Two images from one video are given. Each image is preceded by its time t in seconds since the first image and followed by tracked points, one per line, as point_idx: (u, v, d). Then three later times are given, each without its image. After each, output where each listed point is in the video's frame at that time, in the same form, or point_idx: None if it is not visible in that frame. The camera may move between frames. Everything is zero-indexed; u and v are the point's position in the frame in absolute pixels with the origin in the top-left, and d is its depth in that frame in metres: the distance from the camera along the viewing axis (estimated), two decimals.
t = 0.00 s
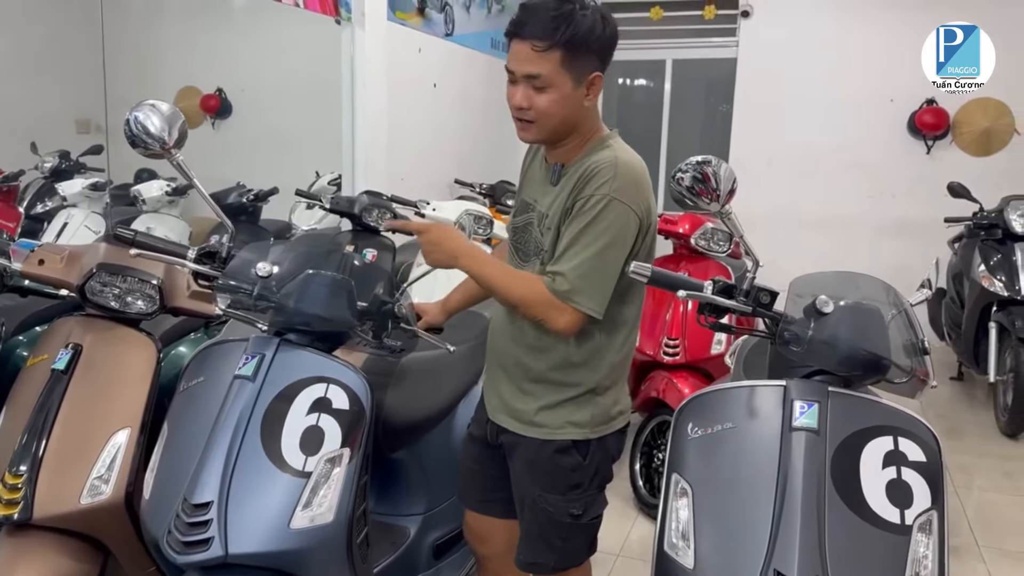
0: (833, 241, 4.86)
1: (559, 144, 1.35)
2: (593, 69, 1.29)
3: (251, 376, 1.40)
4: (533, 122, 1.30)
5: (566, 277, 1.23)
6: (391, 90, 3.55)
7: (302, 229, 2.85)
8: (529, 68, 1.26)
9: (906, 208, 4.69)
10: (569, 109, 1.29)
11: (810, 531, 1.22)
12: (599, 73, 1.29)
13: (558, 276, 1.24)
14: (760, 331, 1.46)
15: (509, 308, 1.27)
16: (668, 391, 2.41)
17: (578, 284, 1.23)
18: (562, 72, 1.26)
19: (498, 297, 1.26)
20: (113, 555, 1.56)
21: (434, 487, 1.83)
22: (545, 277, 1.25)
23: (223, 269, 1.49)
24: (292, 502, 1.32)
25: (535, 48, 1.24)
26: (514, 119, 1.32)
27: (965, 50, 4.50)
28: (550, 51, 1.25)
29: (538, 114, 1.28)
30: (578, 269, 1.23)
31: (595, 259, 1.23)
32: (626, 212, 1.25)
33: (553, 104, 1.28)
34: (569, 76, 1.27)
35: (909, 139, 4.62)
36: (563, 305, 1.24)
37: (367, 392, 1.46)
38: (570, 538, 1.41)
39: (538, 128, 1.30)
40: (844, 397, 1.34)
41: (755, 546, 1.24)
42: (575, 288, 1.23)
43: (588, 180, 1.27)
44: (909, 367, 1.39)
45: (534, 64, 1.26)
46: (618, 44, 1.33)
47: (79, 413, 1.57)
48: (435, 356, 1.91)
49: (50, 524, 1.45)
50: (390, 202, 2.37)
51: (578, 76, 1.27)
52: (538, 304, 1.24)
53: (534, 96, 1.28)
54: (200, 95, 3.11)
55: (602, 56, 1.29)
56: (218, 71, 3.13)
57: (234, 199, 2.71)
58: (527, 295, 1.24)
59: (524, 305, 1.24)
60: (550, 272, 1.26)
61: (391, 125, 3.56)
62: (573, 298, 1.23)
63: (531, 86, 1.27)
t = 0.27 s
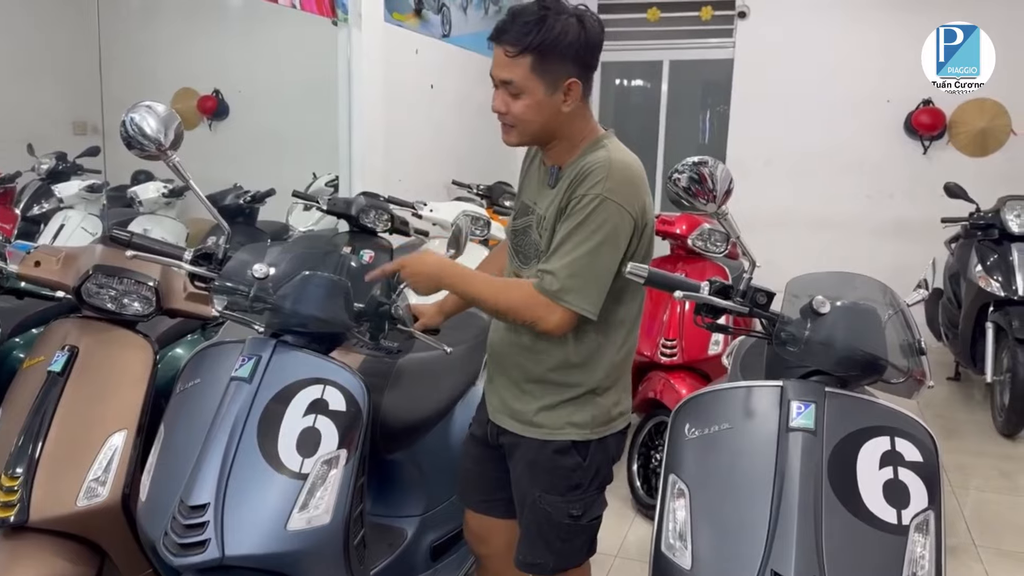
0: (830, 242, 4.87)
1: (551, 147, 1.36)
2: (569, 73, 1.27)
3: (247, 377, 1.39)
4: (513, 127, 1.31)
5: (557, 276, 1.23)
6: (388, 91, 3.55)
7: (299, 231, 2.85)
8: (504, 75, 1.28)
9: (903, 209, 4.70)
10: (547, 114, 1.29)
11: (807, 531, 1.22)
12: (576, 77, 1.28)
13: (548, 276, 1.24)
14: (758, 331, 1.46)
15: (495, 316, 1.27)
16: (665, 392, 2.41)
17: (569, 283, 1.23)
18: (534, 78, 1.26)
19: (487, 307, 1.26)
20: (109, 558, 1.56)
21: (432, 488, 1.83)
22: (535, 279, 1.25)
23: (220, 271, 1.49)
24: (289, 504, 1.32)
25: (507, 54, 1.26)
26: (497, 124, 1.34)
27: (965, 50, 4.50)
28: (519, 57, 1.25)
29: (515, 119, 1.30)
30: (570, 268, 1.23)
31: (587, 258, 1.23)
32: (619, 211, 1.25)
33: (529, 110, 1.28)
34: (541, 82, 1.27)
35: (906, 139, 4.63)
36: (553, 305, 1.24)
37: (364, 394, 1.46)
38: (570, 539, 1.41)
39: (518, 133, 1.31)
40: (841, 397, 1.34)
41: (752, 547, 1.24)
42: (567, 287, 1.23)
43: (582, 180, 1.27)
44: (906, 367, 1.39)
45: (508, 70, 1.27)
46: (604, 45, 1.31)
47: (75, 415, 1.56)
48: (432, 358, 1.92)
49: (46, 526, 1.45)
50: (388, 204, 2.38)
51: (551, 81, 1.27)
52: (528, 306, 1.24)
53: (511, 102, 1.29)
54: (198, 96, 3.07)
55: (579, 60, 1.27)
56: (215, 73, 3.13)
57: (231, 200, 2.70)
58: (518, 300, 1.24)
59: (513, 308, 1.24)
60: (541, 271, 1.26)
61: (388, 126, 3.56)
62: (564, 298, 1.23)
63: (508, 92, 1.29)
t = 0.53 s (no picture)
0: (826, 242, 4.87)
1: (540, 148, 1.36)
2: (560, 71, 1.29)
3: (242, 380, 1.39)
4: (503, 124, 1.31)
5: (546, 277, 1.23)
6: (384, 92, 3.54)
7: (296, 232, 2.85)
8: (495, 70, 1.28)
9: (899, 209, 4.71)
10: (538, 111, 1.29)
11: (803, 532, 1.22)
12: (566, 76, 1.29)
13: (538, 277, 1.24)
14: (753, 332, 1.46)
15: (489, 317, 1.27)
16: (662, 392, 2.41)
17: (558, 284, 1.23)
18: (524, 73, 1.27)
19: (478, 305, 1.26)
20: (104, 559, 1.56)
21: (429, 489, 1.83)
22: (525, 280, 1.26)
23: (215, 272, 1.49)
24: (285, 506, 1.32)
25: (498, 49, 1.27)
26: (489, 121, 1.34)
27: (965, 50, 4.50)
28: (511, 52, 1.26)
29: (505, 116, 1.30)
30: (559, 268, 1.23)
31: (575, 258, 1.23)
32: (606, 210, 1.25)
33: (519, 106, 1.28)
34: (531, 78, 1.27)
35: (902, 140, 4.63)
36: (544, 306, 1.24)
37: (360, 394, 1.46)
38: (571, 539, 1.40)
39: (508, 130, 1.31)
40: (837, 398, 1.34)
41: (748, 548, 1.24)
42: (556, 287, 1.23)
43: (568, 181, 1.27)
44: (901, 368, 1.40)
45: (499, 65, 1.28)
46: (594, 47, 1.32)
47: (71, 417, 1.56)
48: (427, 361, 1.94)
49: (41, 528, 1.45)
50: (385, 205, 2.36)
51: (542, 76, 1.27)
52: (518, 306, 1.24)
53: (501, 98, 1.29)
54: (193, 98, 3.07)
55: (570, 58, 1.28)
56: (212, 74, 3.12)
57: (228, 201, 2.68)
58: (509, 299, 1.24)
59: (505, 308, 1.24)
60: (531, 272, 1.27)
61: (385, 127, 3.56)
62: (553, 298, 1.24)
63: (498, 88, 1.29)
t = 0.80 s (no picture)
0: (824, 243, 4.88)
1: (541, 145, 1.35)
2: (577, 64, 1.30)
3: (240, 381, 1.39)
4: (519, 117, 1.29)
5: (549, 272, 1.23)
6: (381, 93, 3.54)
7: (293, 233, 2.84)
8: (514, 60, 1.27)
9: (897, 210, 4.71)
10: (556, 103, 1.29)
11: (800, 533, 1.22)
12: (583, 69, 1.31)
13: (539, 273, 1.24)
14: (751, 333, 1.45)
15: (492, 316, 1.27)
16: (660, 393, 2.41)
17: (561, 279, 1.23)
18: (548, 63, 1.27)
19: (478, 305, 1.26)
20: (101, 561, 1.55)
21: (426, 491, 1.82)
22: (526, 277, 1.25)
23: (212, 274, 1.48)
24: (283, 507, 1.32)
25: (522, 39, 1.26)
26: (499, 115, 1.31)
27: (965, 50, 4.50)
28: (536, 42, 1.26)
29: (523, 107, 1.28)
30: (560, 264, 1.23)
31: (577, 253, 1.23)
32: (606, 204, 1.25)
33: (540, 96, 1.28)
34: (554, 68, 1.28)
35: (899, 141, 4.64)
36: (547, 303, 1.24)
37: (356, 395, 1.46)
38: (570, 541, 1.41)
39: (524, 123, 1.30)
40: (834, 399, 1.34)
41: (745, 549, 1.24)
42: (558, 282, 1.23)
43: (568, 176, 1.27)
44: (898, 369, 1.40)
45: (521, 55, 1.26)
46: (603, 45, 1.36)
47: (68, 419, 1.56)
48: (426, 362, 1.95)
49: (38, 531, 1.44)
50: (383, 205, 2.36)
51: (562, 69, 1.28)
52: (519, 303, 1.23)
53: (520, 89, 1.28)
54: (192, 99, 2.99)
55: (587, 52, 1.31)
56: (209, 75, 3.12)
57: (225, 202, 2.69)
58: (509, 296, 1.24)
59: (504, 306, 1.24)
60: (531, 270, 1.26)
61: (382, 128, 3.55)
62: (555, 294, 1.23)
63: (518, 78, 1.28)
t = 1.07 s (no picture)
0: (822, 244, 4.89)
1: (549, 142, 1.35)
2: (590, 62, 1.31)
3: (238, 381, 1.39)
4: (531, 111, 1.30)
5: (564, 267, 1.23)
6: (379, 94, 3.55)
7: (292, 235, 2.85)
8: (530, 54, 1.28)
9: (895, 211, 4.72)
10: (568, 99, 1.30)
11: (797, 533, 1.22)
12: (595, 68, 1.32)
13: (554, 268, 1.24)
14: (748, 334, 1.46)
15: (504, 308, 1.25)
16: (658, 394, 2.42)
17: (576, 274, 1.23)
18: (564, 59, 1.27)
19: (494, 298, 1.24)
20: (99, 561, 1.56)
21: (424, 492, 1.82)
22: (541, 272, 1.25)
23: (210, 274, 1.48)
24: (281, 508, 1.32)
25: (540, 34, 1.26)
26: (510, 108, 1.31)
27: (965, 50, 4.51)
28: (554, 37, 1.26)
29: (537, 101, 1.28)
30: (576, 259, 1.22)
31: (591, 248, 1.23)
32: (620, 201, 1.25)
33: (554, 91, 1.28)
34: (570, 65, 1.28)
35: (896, 143, 4.65)
36: (562, 297, 1.23)
37: (354, 395, 1.46)
38: (570, 542, 1.41)
39: (536, 117, 1.30)
40: (832, 399, 1.35)
41: (743, 549, 1.24)
42: (574, 278, 1.23)
43: (581, 173, 1.28)
44: (895, 369, 1.40)
45: (538, 49, 1.27)
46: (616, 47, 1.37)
47: (66, 419, 1.56)
48: (425, 363, 1.94)
49: (35, 531, 1.44)
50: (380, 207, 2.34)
51: (577, 66, 1.29)
52: (538, 298, 1.23)
53: (534, 83, 1.28)
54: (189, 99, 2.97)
55: (600, 51, 1.32)
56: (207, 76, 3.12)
57: (223, 203, 2.69)
58: (527, 290, 1.23)
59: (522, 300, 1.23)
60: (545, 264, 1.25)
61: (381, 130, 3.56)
62: (570, 288, 1.23)
63: (534, 72, 1.28)
